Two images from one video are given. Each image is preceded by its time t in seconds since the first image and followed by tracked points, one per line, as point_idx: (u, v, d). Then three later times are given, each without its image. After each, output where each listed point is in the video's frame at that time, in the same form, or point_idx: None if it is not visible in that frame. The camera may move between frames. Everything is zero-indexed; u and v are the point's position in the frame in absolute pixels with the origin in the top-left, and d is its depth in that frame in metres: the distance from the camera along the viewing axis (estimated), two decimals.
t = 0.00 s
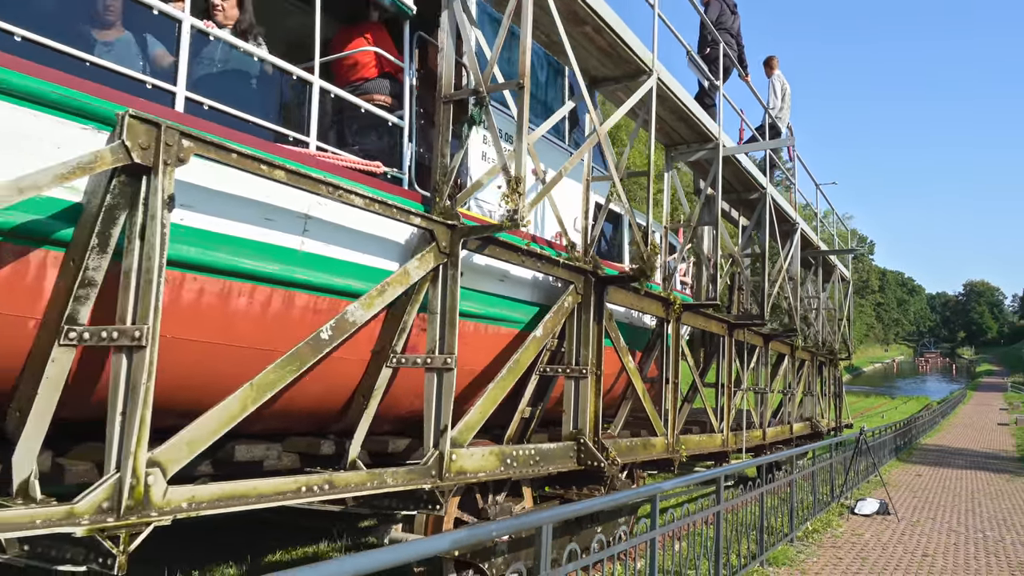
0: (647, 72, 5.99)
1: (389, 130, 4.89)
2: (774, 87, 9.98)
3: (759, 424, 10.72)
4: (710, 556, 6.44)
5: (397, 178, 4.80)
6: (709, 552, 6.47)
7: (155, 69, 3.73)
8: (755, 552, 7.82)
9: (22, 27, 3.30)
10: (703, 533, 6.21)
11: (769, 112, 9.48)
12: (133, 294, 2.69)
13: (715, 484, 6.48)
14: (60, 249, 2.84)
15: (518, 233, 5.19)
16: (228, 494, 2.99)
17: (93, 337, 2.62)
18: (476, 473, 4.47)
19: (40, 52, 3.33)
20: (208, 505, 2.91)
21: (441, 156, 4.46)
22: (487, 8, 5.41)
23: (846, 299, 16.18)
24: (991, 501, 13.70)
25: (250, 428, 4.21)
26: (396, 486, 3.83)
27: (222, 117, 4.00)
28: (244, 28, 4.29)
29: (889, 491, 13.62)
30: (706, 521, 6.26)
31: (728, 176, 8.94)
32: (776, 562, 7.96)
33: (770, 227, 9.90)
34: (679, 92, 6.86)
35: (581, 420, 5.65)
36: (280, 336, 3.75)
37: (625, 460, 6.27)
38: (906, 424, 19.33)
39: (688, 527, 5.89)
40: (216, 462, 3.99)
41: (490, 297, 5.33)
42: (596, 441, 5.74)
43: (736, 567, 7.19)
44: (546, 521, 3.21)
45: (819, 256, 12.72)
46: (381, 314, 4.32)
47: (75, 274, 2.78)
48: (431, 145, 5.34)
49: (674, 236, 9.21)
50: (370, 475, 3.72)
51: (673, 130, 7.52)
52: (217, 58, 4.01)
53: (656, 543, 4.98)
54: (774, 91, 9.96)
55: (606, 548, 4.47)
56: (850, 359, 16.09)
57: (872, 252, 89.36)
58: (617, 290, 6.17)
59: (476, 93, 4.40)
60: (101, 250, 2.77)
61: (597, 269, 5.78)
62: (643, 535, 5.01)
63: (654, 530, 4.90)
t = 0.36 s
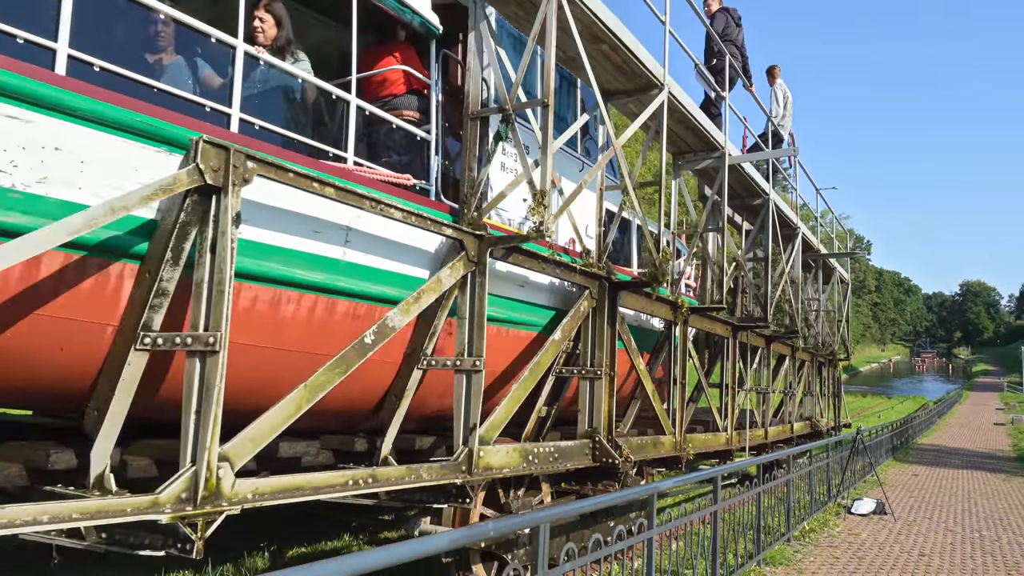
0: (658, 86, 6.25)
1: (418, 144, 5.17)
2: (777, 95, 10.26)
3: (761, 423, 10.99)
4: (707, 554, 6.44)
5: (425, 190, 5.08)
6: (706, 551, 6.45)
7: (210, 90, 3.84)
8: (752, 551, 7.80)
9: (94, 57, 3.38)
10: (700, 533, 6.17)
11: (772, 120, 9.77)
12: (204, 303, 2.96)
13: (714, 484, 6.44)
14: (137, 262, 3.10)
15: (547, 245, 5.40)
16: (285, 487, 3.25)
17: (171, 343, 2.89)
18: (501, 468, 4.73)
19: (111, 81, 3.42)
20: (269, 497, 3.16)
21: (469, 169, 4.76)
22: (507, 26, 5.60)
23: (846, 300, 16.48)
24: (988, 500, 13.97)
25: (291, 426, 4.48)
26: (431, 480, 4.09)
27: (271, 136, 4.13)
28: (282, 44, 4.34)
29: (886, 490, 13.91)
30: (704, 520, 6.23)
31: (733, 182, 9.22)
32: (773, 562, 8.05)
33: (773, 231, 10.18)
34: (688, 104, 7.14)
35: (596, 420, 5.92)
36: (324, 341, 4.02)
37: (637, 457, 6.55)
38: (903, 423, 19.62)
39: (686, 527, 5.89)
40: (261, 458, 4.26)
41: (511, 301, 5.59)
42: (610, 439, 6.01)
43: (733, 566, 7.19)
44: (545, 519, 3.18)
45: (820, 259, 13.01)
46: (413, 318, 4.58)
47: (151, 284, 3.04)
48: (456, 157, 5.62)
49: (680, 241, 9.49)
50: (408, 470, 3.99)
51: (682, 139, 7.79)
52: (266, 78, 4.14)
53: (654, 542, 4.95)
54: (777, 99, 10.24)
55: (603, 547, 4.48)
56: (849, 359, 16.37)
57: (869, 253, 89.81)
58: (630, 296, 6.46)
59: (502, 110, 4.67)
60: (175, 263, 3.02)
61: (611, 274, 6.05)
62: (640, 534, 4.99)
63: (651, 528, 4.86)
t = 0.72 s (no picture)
0: (671, 98, 6.51)
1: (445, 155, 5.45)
2: (782, 102, 10.53)
3: (765, 421, 11.25)
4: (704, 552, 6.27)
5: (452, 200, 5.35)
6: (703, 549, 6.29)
7: (261, 108, 4.08)
8: (751, 550, 7.60)
9: (162, 82, 3.65)
10: (698, 530, 6.03)
11: (777, 127, 10.04)
12: (267, 310, 3.22)
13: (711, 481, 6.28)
14: (202, 272, 3.36)
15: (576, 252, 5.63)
16: (337, 479, 3.53)
17: (238, 348, 3.14)
18: (526, 464, 5.00)
19: (177, 103, 3.70)
20: (324, 488, 3.44)
21: (496, 181, 5.04)
22: (528, 41, 5.80)
23: (847, 301, 16.76)
24: (986, 499, 14.21)
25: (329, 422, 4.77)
26: (464, 474, 4.36)
27: (317, 152, 4.39)
28: (324, 61, 4.55)
29: (886, 489, 14.15)
30: (702, 519, 6.07)
31: (740, 187, 9.49)
32: (772, 560, 7.91)
33: (778, 234, 10.45)
34: (698, 113, 7.41)
35: (612, 419, 6.18)
36: (363, 343, 4.30)
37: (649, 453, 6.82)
38: (902, 422, 19.84)
39: (686, 524, 5.77)
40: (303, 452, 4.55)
41: (532, 304, 5.85)
42: (625, 436, 6.27)
43: (732, 566, 6.98)
44: (544, 517, 3.14)
45: (823, 261, 13.27)
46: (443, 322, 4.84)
47: (216, 293, 3.29)
48: (480, 167, 5.90)
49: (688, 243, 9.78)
50: (443, 464, 4.26)
51: (691, 147, 8.06)
52: (311, 98, 4.37)
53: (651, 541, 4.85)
54: (781, 105, 10.50)
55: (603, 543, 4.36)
56: (850, 359, 16.65)
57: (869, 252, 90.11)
58: (644, 299, 6.74)
59: (528, 125, 4.95)
60: (238, 273, 3.27)
61: (626, 278, 6.32)
62: (640, 531, 4.87)
63: (649, 526, 4.78)
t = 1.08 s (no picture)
0: (681, 109, 6.78)
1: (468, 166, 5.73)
2: (786, 108, 10.80)
3: (768, 420, 11.51)
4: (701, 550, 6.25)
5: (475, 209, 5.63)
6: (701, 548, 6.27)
7: (305, 126, 4.34)
8: (749, 548, 7.60)
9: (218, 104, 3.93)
10: (697, 529, 6.02)
11: (781, 133, 10.32)
12: (320, 316, 3.48)
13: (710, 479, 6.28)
14: (257, 281, 3.63)
15: (595, 258, 5.90)
16: (381, 472, 3.80)
17: (294, 351, 3.40)
18: (547, 460, 5.26)
19: (232, 124, 3.97)
20: (370, 480, 3.71)
21: (519, 191, 5.30)
22: (546, 57, 6.08)
23: (848, 301, 17.04)
24: (985, 498, 14.46)
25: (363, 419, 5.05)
26: (492, 469, 4.63)
27: (356, 166, 4.65)
28: (358, 82, 4.86)
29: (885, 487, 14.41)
30: (701, 518, 6.09)
31: (745, 191, 9.77)
32: (771, 558, 7.97)
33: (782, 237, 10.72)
34: (706, 122, 7.68)
35: (626, 417, 6.45)
36: (398, 345, 4.57)
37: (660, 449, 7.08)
38: (901, 421, 20.11)
39: (683, 525, 5.71)
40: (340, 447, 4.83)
41: (550, 308, 6.12)
42: (638, 434, 6.54)
43: (729, 565, 6.98)
44: (542, 515, 3.15)
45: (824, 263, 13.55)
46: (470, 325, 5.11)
47: (271, 300, 3.56)
48: (501, 177, 6.17)
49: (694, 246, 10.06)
50: (473, 459, 4.53)
51: (699, 154, 8.34)
52: (348, 114, 4.63)
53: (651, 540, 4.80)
54: (785, 111, 10.77)
55: (601, 543, 4.31)
56: (851, 359, 16.92)
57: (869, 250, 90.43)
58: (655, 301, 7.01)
59: (549, 138, 5.22)
60: (292, 281, 3.53)
61: (639, 282, 6.58)
62: (639, 530, 4.82)
63: (649, 525, 4.75)
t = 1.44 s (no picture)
0: (691, 120, 7.05)
1: (488, 176, 6.00)
2: (789, 114, 11.08)
3: (772, 418, 11.79)
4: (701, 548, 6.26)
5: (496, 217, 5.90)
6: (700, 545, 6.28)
7: (343, 142, 4.61)
8: (749, 547, 7.81)
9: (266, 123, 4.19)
10: (696, 528, 6.05)
11: (785, 139, 10.60)
12: (364, 322, 3.75)
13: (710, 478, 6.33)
14: (304, 289, 3.89)
15: (611, 265, 6.17)
16: (418, 467, 4.07)
17: (341, 355, 3.67)
18: (566, 456, 5.53)
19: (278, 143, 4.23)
20: (408, 475, 3.98)
21: (539, 201, 5.58)
22: (563, 71, 6.35)
23: (849, 302, 17.33)
24: (983, 496, 14.74)
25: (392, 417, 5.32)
26: (516, 465, 4.91)
27: (387, 179, 4.91)
28: (387, 100, 5.13)
29: (884, 486, 14.70)
30: (700, 517, 6.14)
31: (750, 197, 10.04)
32: (770, 557, 8.19)
33: (784, 241, 11.01)
34: (714, 131, 7.96)
35: (638, 416, 6.72)
36: (427, 349, 4.83)
37: (671, 446, 7.35)
38: (899, 419, 20.42)
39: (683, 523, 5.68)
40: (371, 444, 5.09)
41: (566, 311, 6.39)
42: (649, 431, 6.80)
43: (729, 563, 7.17)
44: (542, 515, 3.22)
45: (826, 264, 13.84)
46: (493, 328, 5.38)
47: (317, 307, 3.83)
48: (518, 186, 6.45)
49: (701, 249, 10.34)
50: (499, 456, 4.79)
51: (706, 161, 8.62)
52: (381, 130, 4.90)
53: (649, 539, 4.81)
54: (788, 118, 11.05)
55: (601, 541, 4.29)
56: (852, 358, 17.21)
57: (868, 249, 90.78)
58: (666, 305, 7.28)
59: (568, 150, 5.48)
60: (337, 290, 3.81)
61: (650, 286, 6.85)
62: (638, 529, 4.81)
63: (647, 524, 4.76)
